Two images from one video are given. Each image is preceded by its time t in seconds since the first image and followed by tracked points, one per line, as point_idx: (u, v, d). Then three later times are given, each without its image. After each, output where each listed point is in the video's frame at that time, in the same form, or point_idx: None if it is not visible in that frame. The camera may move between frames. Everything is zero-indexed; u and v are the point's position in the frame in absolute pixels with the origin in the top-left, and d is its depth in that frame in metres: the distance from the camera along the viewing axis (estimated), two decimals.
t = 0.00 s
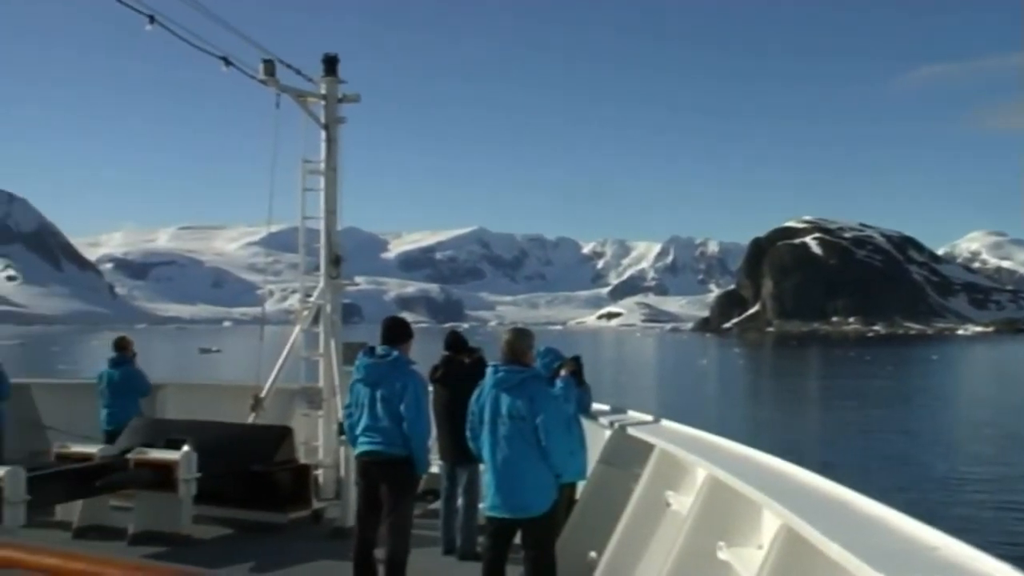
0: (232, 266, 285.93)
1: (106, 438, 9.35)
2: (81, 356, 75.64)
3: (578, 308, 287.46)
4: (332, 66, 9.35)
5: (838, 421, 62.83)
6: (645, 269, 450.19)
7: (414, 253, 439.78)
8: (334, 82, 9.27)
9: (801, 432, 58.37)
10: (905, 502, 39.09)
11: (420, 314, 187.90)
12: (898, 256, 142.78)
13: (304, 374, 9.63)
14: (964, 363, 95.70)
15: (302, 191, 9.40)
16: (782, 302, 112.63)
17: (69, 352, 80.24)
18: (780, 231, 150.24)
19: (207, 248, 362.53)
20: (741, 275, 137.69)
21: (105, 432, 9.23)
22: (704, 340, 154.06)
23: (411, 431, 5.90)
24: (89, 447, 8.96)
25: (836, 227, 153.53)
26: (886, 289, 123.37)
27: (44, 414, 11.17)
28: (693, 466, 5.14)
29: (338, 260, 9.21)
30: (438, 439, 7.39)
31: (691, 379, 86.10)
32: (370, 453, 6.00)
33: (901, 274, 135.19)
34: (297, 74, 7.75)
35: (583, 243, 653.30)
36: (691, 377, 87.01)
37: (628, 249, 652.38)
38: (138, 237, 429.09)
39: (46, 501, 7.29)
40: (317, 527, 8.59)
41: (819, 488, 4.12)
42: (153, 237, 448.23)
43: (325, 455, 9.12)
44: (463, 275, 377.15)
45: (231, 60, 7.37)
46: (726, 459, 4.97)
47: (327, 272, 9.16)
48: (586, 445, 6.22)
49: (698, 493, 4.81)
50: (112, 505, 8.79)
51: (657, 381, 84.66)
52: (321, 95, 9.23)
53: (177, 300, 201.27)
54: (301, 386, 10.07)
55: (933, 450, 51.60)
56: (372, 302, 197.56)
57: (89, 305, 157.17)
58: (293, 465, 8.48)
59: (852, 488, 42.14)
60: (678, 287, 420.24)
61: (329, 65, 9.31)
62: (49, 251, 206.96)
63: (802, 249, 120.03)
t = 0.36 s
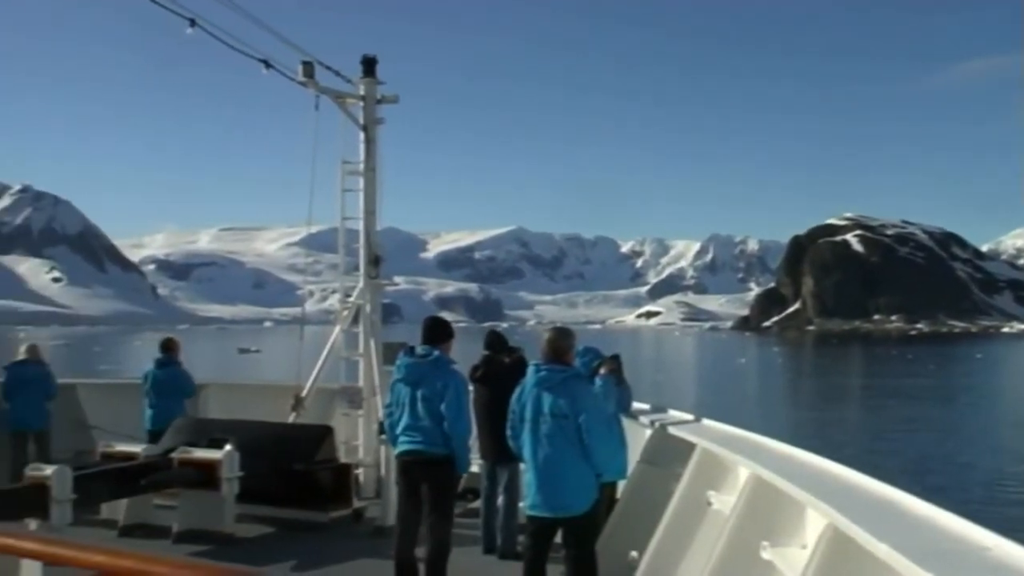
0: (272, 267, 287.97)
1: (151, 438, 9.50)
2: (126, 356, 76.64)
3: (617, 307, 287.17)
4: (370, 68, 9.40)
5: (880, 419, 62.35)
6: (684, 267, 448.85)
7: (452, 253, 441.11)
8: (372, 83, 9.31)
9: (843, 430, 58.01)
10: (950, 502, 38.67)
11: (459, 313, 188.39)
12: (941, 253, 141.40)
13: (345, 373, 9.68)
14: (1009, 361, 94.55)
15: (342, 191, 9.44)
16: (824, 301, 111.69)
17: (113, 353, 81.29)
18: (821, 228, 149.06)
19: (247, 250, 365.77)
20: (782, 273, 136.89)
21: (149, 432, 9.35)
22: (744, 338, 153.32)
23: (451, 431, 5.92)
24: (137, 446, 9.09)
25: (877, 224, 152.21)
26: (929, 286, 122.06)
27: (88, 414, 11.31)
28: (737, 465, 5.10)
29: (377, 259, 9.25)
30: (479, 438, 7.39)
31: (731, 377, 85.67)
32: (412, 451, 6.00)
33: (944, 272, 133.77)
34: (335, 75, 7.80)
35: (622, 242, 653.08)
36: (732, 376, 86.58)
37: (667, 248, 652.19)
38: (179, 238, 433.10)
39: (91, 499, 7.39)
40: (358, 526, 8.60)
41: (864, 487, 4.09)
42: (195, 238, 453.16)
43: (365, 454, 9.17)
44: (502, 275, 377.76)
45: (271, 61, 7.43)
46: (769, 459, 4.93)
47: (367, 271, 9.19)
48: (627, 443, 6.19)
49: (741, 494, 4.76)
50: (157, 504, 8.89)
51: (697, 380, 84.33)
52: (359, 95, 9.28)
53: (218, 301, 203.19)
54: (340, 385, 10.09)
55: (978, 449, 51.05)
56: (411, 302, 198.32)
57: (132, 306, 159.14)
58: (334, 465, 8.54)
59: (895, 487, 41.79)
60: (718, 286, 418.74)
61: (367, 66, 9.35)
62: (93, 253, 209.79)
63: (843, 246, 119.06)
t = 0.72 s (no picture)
0: (315, 267, 289.90)
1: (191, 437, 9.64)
2: (173, 355, 77.56)
3: (659, 305, 286.28)
4: (412, 67, 9.42)
5: (927, 418, 61.70)
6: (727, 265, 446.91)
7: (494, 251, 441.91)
8: (413, 83, 9.34)
9: (889, 428, 57.55)
10: (1001, 501, 38.19)
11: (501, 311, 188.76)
12: (989, 248, 139.56)
13: (386, 371, 9.66)
14: None
15: (385, 192, 9.47)
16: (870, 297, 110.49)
17: (158, 352, 82.27)
18: (865, 224, 147.64)
19: (291, 250, 368.75)
20: (826, 270, 135.87)
21: (193, 431, 9.46)
22: (788, 335, 152.30)
23: (494, 426, 5.92)
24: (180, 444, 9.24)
25: (923, 219, 150.53)
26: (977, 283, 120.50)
27: (135, 412, 11.47)
28: (783, 461, 5.06)
29: (419, 259, 9.27)
30: (522, 437, 7.39)
31: (775, 375, 85.14)
32: (455, 449, 6.02)
33: (992, 267, 132.07)
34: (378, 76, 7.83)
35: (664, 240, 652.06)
36: (777, 374, 86.09)
37: (709, 246, 651.72)
38: (224, 238, 437.23)
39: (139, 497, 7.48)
40: (402, 524, 8.64)
41: (910, 484, 4.06)
42: (240, 239, 457.63)
43: (409, 453, 9.21)
44: (543, 273, 378.05)
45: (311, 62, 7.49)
46: (814, 456, 4.90)
47: (409, 271, 9.21)
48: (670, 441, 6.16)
49: (786, 494, 4.74)
50: (204, 500, 9.01)
51: (740, 378, 83.92)
52: (401, 95, 9.31)
53: (263, 300, 204.96)
54: (384, 385, 10.16)
55: None
56: (453, 300, 198.81)
57: (179, 305, 161.05)
58: (377, 463, 8.59)
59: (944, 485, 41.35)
60: (762, 283, 416.40)
61: (408, 64, 9.38)
62: (139, 254, 212.40)
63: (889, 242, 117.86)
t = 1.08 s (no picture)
0: (358, 266, 291.44)
1: (234, 437, 9.72)
2: (219, 354, 78.41)
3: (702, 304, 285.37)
4: (454, 67, 9.44)
5: (975, 418, 61.01)
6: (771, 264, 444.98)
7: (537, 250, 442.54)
8: (456, 82, 9.35)
9: (937, 429, 57.03)
10: None
11: (543, 310, 188.86)
12: None
13: (429, 370, 9.68)
14: None
15: (428, 192, 9.50)
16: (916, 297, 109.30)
17: (205, 351, 83.12)
18: (911, 223, 146.26)
19: (334, 250, 371.09)
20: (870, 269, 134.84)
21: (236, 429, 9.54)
22: (832, 335, 151.18)
23: (537, 426, 5.92)
24: (226, 443, 9.32)
25: (970, 218, 148.89)
26: None
27: (180, 411, 11.58)
28: (829, 463, 5.01)
29: (461, 258, 9.28)
30: (565, 437, 7.39)
31: (819, 375, 84.62)
32: (499, 449, 6.02)
33: None
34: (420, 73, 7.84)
35: (706, 239, 651.27)
36: (821, 373, 85.62)
37: (752, 245, 651.85)
38: (268, 238, 440.88)
39: (186, 495, 7.57)
40: (445, 522, 8.65)
41: (958, 485, 4.00)
42: (284, 239, 461.35)
43: (452, 452, 9.22)
44: (585, 272, 378.13)
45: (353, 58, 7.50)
46: (858, 459, 4.85)
47: (452, 270, 9.24)
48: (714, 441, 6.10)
49: (832, 494, 4.70)
50: (249, 499, 9.07)
51: (784, 378, 83.54)
52: (443, 95, 9.32)
53: (307, 300, 206.39)
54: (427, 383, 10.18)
55: None
56: (495, 299, 199.16)
57: (223, 305, 162.55)
58: (420, 462, 8.63)
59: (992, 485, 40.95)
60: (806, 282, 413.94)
61: (450, 65, 9.40)
62: (185, 253, 214.67)
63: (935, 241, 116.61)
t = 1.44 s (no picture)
0: (394, 265, 292.22)
1: (271, 433, 9.78)
2: (256, 352, 78.86)
3: (739, 303, 283.99)
4: (490, 65, 9.44)
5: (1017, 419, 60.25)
6: (808, 264, 442.21)
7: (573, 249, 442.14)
8: (492, 81, 9.36)
9: (977, 429, 56.39)
10: None
11: (579, 309, 188.39)
12: None
13: (465, 368, 9.67)
14: None
15: (464, 190, 9.50)
16: (956, 297, 108.33)
17: (243, 348, 83.60)
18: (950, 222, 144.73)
19: (370, 248, 372.48)
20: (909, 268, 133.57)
21: (272, 428, 9.71)
22: (870, 335, 149.94)
23: (573, 428, 5.91)
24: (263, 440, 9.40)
25: (1011, 216, 147.11)
26: None
27: (217, 407, 11.65)
28: (868, 463, 4.96)
29: (497, 256, 9.29)
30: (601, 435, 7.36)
31: (858, 375, 83.99)
32: (536, 447, 6.00)
33: None
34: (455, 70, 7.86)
35: (743, 238, 649.48)
36: (858, 373, 85.02)
37: (790, 244, 651.58)
38: (305, 237, 443.09)
39: (224, 492, 7.63)
40: (480, 521, 8.64)
41: (1003, 486, 3.94)
42: (320, 237, 463.70)
43: (487, 451, 9.23)
44: (621, 271, 377.50)
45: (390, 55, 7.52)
46: (896, 456, 4.82)
47: (487, 269, 9.24)
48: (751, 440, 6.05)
49: (873, 494, 4.65)
50: (285, 497, 9.13)
51: (821, 377, 83.00)
52: (479, 94, 9.33)
53: (343, 298, 207.22)
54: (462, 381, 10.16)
55: None
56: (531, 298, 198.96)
57: (261, 304, 163.39)
58: (455, 460, 8.66)
59: None
60: (845, 280, 411.42)
61: (486, 64, 9.40)
62: (222, 251, 216.02)
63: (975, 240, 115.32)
